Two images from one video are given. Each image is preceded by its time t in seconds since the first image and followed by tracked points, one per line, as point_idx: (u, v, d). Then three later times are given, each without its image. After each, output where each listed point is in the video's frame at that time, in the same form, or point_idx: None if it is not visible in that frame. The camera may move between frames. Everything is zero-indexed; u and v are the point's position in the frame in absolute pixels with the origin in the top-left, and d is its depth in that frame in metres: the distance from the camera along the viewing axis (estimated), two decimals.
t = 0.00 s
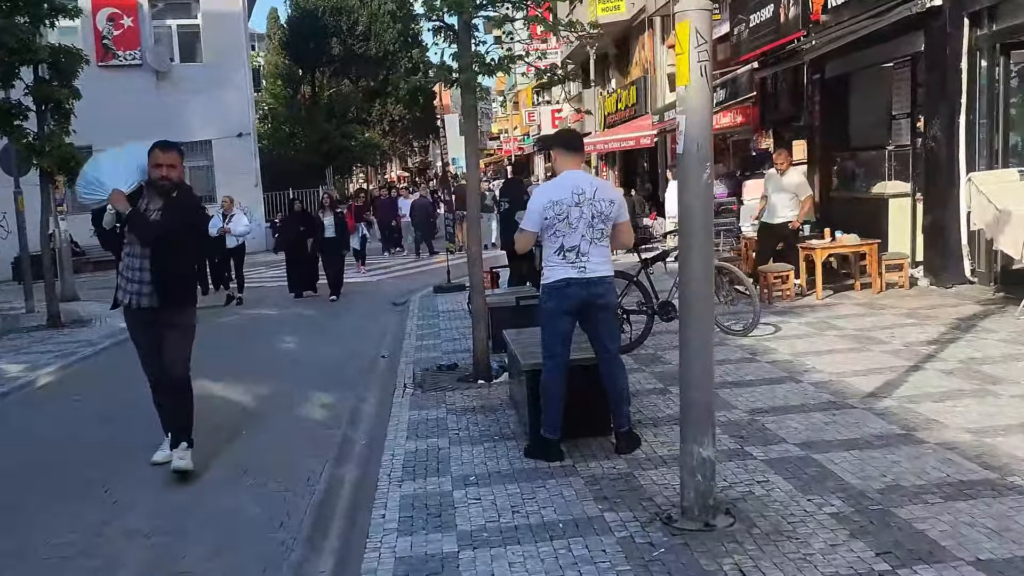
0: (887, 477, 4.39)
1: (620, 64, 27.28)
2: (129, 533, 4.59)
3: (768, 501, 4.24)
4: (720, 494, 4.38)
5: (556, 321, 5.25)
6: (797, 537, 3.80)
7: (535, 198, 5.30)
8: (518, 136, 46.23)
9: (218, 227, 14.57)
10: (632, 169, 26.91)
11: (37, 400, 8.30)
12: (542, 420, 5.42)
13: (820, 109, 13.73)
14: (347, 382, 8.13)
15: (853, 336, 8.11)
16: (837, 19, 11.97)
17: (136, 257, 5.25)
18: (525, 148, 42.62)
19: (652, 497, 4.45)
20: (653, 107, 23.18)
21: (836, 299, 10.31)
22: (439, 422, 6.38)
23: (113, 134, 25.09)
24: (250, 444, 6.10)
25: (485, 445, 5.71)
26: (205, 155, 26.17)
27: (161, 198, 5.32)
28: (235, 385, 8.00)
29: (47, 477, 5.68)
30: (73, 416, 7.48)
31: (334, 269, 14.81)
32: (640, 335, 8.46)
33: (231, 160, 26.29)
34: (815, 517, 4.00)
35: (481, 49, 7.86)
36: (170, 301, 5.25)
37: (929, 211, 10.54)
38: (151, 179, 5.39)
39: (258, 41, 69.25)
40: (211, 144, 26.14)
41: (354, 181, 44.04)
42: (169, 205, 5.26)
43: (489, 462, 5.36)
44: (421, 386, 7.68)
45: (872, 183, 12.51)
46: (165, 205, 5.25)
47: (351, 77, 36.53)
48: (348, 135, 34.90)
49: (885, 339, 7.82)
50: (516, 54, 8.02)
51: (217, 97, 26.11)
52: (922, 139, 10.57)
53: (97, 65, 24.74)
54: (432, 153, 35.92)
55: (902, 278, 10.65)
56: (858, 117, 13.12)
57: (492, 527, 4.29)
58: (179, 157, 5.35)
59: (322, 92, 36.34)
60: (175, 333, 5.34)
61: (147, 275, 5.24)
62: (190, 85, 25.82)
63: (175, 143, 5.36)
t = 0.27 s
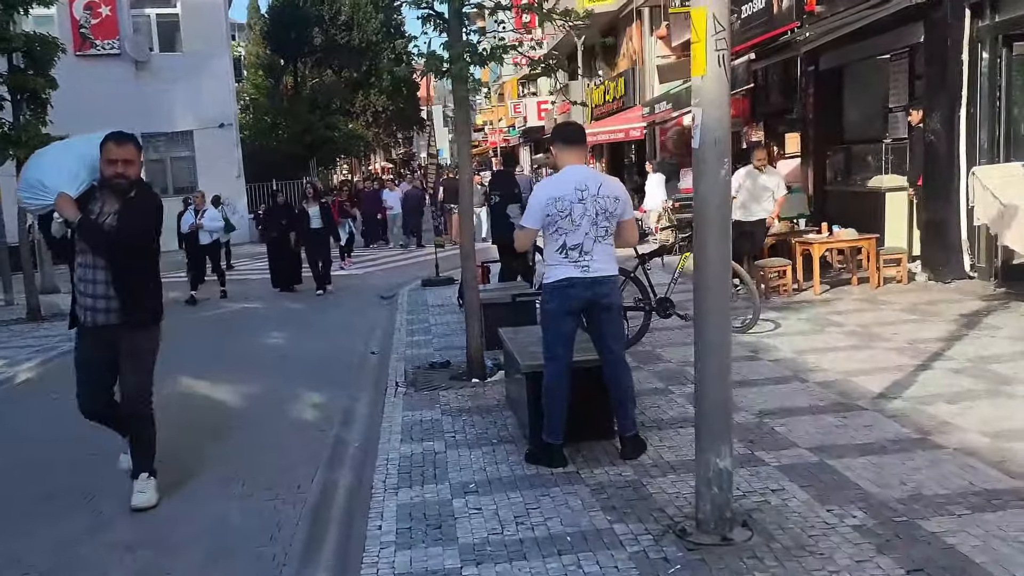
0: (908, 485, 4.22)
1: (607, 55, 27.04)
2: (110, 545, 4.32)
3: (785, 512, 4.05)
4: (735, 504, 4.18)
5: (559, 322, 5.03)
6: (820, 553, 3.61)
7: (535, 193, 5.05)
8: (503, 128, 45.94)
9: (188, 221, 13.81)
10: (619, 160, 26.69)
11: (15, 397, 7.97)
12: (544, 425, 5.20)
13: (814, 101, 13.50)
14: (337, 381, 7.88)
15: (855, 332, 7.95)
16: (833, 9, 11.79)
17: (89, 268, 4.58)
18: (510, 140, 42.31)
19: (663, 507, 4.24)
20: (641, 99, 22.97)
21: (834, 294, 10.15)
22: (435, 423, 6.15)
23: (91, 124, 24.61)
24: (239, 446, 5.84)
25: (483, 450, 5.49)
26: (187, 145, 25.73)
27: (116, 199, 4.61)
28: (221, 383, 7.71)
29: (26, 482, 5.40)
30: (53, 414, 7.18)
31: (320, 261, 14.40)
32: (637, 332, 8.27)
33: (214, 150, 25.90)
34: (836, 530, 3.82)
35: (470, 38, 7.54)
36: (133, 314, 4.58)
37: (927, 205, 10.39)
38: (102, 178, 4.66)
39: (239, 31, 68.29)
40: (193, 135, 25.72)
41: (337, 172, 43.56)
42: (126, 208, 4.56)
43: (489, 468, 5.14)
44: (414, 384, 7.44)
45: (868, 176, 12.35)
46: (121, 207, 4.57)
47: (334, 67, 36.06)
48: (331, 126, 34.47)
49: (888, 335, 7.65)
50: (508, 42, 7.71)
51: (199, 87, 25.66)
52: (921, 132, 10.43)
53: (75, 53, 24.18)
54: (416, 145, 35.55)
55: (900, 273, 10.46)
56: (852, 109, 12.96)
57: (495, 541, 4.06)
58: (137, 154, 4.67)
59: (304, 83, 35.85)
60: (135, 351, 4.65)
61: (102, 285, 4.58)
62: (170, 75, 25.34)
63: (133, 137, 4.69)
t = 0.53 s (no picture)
0: (945, 505, 3.98)
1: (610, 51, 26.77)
2: (94, 559, 4.06)
3: (815, 532, 3.80)
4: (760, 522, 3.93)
5: (568, 324, 4.77)
6: None
7: (540, 188, 4.76)
8: (503, 124, 45.72)
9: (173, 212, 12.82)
10: (622, 157, 26.42)
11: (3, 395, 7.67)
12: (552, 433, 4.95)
13: (821, 100, 13.16)
14: (335, 382, 7.61)
15: (871, 337, 7.70)
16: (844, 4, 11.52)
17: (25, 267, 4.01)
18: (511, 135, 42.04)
19: (682, 525, 3.99)
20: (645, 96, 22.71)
21: (847, 297, 9.91)
22: (437, 428, 5.89)
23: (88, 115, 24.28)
24: (232, 450, 5.59)
25: (489, 458, 5.23)
26: (185, 138, 25.42)
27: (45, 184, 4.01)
28: (215, 383, 7.43)
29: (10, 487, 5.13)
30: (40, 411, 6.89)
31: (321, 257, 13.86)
32: (646, 334, 8.00)
33: (214, 143, 25.62)
34: (872, 553, 3.57)
35: (468, 26, 7.20)
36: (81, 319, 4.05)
37: (943, 207, 10.14)
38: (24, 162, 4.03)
39: (238, 24, 67.87)
40: (192, 127, 25.43)
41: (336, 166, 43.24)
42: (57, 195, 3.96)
43: (495, 477, 4.88)
44: (415, 386, 7.18)
45: (879, 177, 12.09)
46: (52, 198, 3.96)
47: (334, 61, 35.75)
48: (331, 120, 34.18)
49: (906, 341, 7.42)
50: (510, 31, 7.38)
51: (197, 79, 25.41)
52: (931, 133, 10.15)
53: (72, 43, 23.89)
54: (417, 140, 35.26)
55: (915, 276, 10.21)
56: (862, 108, 12.70)
57: (504, 560, 3.80)
58: (61, 130, 4.00)
59: (304, 76, 35.55)
60: (87, 358, 4.14)
61: (41, 286, 4.01)
62: (168, 66, 25.06)
63: (52, 111, 4.00)
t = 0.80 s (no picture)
0: None
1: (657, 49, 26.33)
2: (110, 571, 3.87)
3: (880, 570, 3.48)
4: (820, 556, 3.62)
5: (613, 334, 4.47)
6: None
7: (585, 188, 4.46)
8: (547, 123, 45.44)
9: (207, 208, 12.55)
10: (668, 157, 25.97)
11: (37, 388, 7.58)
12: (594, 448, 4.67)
13: (878, 103, 12.62)
14: (370, 384, 7.39)
15: (933, 351, 7.29)
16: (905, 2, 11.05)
17: None
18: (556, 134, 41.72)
19: (734, 555, 3.70)
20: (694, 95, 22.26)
21: (904, 306, 9.46)
22: (472, 437, 5.64)
23: (136, 108, 24.49)
24: (260, 455, 5.39)
25: (526, 472, 4.96)
26: (230, 132, 25.53)
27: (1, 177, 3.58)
28: (247, 382, 7.25)
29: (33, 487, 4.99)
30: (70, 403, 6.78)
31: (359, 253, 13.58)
32: (694, 342, 7.66)
33: (259, 138, 25.71)
34: None
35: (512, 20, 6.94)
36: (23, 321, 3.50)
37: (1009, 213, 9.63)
38: None
39: (286, 20, 68.41)
40: (237, 122, 25.55)
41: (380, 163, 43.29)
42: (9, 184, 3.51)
43: (532, 494, 4.61)
44: (451, 391, 6.94)
45: (939, 182, 11.58)
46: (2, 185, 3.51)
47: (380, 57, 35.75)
48: (376, 117, 34.17)
49: (971, 355, 7.00)
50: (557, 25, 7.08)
51: (243, 75, 25.51)
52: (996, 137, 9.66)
53: (122, 37, 24.11)
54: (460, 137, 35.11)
55: (977, 286, 9.72)
56: (922, 110, 12.20)
57: None
58: (22, 116, 3.65)
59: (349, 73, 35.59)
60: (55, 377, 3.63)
61: None
62: (215, 61, 25.19)
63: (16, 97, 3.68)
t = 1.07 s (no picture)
0: None
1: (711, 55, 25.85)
2: None
3: None
4: None
5: (671, 359, 4.17)
6: None
7: (644, 202, 4.17)
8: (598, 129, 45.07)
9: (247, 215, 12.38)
10: (720, 165, 25.47)
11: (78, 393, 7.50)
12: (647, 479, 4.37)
13: (945, 112, 12.09)
14: (412, 397, 7.17)
15: (1007, 376, 6.83)
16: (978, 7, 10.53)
17: None
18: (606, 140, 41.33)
19: None
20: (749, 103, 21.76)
21: (973, 326, 8.96)
22: (517, 460, 5.38)
23: (189, 112, 24.73)
24: (295, 474, 5.17)
25: (574, 500, 4.68)
26: (280, 136, 25.67)
27: None
28: (287, 393, 7.07)
29: (63, 502, 4.83)
30: (107, 410, 6.64)
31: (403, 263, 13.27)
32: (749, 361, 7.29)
33: (308, 142, 25.80)
34: None
35: (566, 24, 6.66)
36: (0, 339, 3.00)
37: None
38: None
39: (339, 26, 69.07)
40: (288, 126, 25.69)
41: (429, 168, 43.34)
42: None
43: (580, 526, 4.33)
44: (496, 408, 6.68)
45: (1011, 196, 11.01)
46: None
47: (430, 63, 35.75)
48: (425, 122, 34.16)
49: None
50: (610, 33, 6.83)
51: (295, 79, 25.66)
52: None
53: (176, 41, 24.39)
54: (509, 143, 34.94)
55: None
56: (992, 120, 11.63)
57: None
58: None
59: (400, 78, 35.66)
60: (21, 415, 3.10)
61: None
62: (267, 65, 25.36)
63: None
